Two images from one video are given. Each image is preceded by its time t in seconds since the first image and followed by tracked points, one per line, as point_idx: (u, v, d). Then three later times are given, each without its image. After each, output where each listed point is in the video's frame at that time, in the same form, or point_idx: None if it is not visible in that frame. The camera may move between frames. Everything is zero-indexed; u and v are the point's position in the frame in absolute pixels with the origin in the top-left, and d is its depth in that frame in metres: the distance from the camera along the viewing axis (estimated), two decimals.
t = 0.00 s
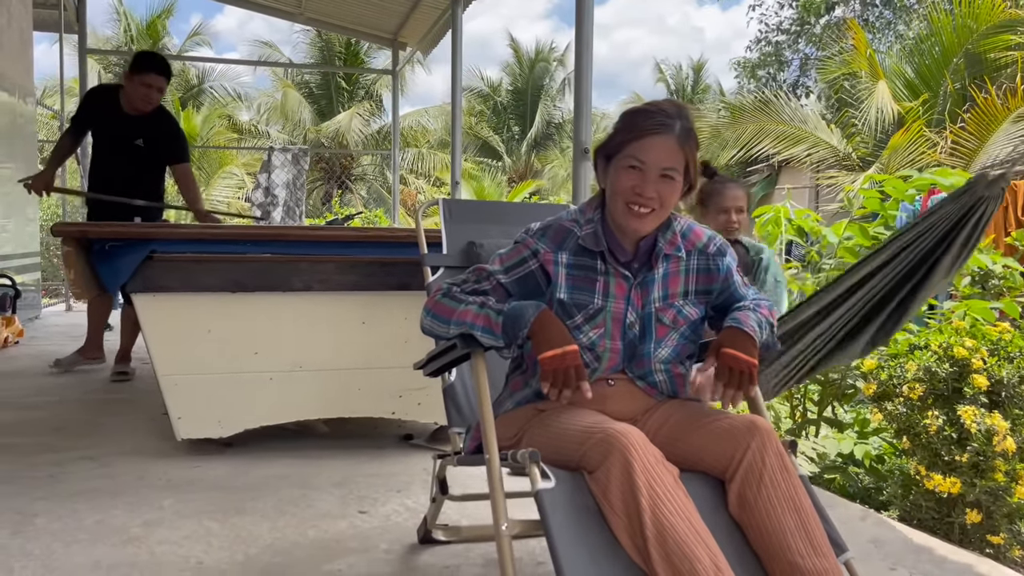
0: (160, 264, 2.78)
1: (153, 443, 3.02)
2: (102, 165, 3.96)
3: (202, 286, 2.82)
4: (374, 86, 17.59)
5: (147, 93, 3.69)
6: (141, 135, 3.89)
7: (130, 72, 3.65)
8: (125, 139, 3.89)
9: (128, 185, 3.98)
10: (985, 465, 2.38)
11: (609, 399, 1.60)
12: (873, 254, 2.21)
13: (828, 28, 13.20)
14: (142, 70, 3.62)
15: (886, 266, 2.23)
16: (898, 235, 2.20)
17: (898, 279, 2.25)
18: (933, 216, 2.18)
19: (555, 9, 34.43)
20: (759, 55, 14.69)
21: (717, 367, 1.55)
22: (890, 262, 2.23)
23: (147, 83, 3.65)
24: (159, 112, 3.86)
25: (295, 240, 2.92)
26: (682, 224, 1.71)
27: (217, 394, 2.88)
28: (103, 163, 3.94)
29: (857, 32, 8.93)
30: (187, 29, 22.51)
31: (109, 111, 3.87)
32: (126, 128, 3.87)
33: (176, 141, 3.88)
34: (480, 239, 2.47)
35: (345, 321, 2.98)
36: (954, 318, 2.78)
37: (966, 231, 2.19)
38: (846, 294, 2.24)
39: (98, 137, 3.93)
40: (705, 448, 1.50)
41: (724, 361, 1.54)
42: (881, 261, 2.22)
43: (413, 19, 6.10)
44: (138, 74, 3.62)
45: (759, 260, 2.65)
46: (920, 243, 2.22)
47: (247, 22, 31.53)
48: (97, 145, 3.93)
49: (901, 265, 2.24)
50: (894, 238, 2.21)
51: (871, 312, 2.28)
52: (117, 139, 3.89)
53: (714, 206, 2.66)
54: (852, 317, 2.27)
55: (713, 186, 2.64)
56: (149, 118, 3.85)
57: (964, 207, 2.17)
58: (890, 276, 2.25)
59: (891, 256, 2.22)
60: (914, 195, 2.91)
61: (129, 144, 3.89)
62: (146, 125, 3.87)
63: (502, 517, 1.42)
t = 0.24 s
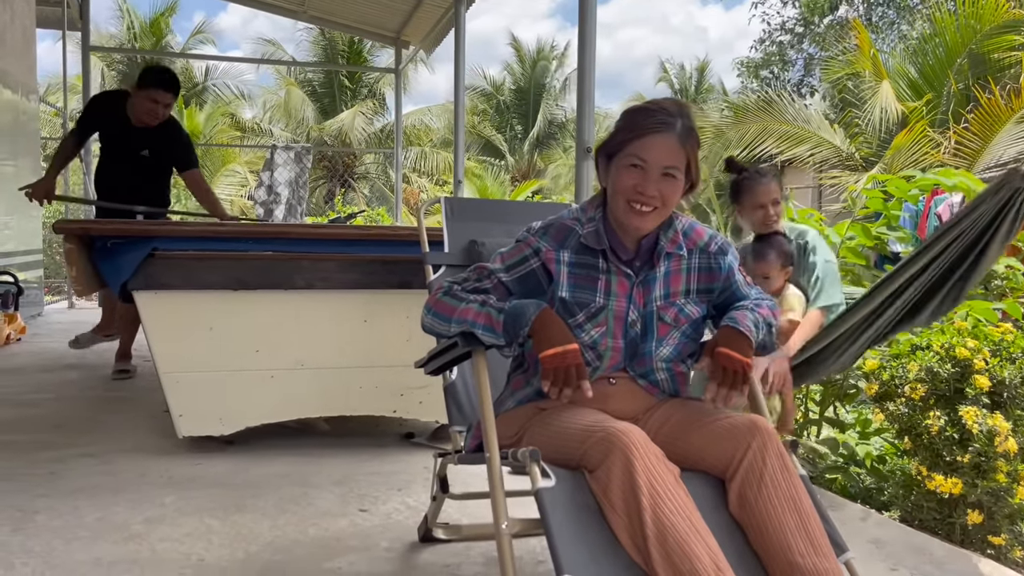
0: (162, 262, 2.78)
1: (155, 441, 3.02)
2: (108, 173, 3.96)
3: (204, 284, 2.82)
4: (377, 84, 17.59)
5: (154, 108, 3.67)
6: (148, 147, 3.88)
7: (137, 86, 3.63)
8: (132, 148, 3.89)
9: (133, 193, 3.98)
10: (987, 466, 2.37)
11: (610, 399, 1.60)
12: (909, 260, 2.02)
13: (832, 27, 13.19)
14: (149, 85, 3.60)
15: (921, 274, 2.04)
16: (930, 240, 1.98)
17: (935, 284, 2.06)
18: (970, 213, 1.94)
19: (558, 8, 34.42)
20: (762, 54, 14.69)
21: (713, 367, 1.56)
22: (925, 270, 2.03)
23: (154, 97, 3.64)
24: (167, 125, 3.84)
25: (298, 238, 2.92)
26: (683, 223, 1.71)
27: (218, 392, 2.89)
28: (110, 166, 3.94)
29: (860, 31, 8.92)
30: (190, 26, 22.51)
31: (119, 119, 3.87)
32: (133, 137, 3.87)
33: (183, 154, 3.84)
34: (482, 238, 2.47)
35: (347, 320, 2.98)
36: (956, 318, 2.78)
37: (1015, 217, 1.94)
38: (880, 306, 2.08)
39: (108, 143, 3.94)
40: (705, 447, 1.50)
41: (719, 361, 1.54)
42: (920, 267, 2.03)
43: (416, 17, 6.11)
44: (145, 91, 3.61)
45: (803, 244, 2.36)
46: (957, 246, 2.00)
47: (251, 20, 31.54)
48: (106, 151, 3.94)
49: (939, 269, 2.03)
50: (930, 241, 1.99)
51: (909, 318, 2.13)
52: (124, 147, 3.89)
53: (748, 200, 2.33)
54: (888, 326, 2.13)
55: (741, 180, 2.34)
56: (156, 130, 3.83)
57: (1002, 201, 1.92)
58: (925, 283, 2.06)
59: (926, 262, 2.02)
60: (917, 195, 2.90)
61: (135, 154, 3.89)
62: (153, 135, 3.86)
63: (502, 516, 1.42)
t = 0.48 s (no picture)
0: (163, 260, 2.78)
1: (155, 438, 3.02)
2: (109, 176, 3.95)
3: (205, 282, 2.82)
4: (379, 82, 17.59)
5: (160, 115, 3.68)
6: (151, 151, 3.89)
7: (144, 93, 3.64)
8: (134, 153, 3.90)
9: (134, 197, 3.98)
10: (987, 467, 2.37)
11: (610, 398, 1.60)
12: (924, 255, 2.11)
13: (834, 27, 13.20)
14: (156, 93, 3.60)
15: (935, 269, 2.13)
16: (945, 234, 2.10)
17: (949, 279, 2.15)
18: (981, 208, 2.07)
19: (560, 7, 34.42)
20: (764, 54, 14.69)
21: (713, 363, 1.55)
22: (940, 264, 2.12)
23: (160, 104, 3.64)
24: (171, 132, 3.84)
25: (298, 236, 2.92)
26: (683, 223, 1.71)
27: (218, 390, 2.89)
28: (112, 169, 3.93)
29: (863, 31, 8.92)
30: (192, 24, 22.52)
31: (123, 123, 3.87)
32: (137, 142, 3.87)
33: (187, 158, 3.84)
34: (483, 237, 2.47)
35: (347, 318, 2.98)
36: (957, 319, 2.78)
37: None
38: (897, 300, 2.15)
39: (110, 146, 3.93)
40: (705, 446, 1.50)
41: (720, 357, 1.54)
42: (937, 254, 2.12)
43: (417, 16, 6.11)
44: (153, 97, 3.61)
45: (817, 238, 2.35)
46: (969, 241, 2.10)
47: (253, 18, 31.55)
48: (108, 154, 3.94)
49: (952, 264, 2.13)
50: (944, 236, 2.10)
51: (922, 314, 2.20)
52: (127, 151, 3.89)
53: (761, 194, 2.33)
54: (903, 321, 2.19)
55: (754, 174, 2.33)
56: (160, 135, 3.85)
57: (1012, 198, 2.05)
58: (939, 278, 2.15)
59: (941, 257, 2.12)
60: (919, 195, 2.90)
61: (138, 158, 3.90)
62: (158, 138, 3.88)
63: (501, 515, 1.42)
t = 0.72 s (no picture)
0: (164, 257, 2.78)
1: (155, 435, 3.02)
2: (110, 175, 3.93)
3: (205, 279, 2.81)
4: (380, 80, 17.58)
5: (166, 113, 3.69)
6: (155, 149, 3.91)
7: (150, 91, 3.64)
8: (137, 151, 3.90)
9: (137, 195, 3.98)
10: (988, 466, 2.37)
11: (609, 395, 1.59)
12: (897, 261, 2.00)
13: (836, 26, 13.19)
14: (163, 92, 3.61)
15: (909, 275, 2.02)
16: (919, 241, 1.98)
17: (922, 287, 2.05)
18: (959, 216, 1.94)
19: (561, 6, 34.39)
20: (766, 52, 14.68)
21: (713, 360, 1.55)
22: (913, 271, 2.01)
23: (166, 103, 3.65)
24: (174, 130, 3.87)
25: (299, 233, 2.92)
26: (682, 220, 1.71)
27: (218, 387, 2.89)
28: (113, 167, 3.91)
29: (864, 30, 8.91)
30: (193, 22, 22.50)
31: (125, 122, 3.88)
32: (141, 140, 3.88)
33: (191, 157, 3.85)
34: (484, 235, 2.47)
35: (348, 315, 2.98)
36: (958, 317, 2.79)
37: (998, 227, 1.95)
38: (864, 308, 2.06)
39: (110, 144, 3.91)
40: (705, 444, 1.50)
41: (720, 354, 1.54)
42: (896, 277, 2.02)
43: (418, 14, 6.11)
44: (159, 95, 3.62)
45: (793, 255, 2.56)
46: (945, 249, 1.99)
47: (254, 15, 31.54)
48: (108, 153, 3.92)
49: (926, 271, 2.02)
50: (919, 241, 1.98)
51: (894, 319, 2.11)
52: (131, 149, 3.90)
53: (744, 201, 2.50)
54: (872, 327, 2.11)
55: (741, 179, 2.49)
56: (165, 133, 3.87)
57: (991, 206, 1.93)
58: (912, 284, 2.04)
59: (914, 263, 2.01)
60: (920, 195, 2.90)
61: (142, 156, 3.91)
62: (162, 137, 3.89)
63: (501, 512, 1.42)
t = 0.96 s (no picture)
0: (163, 254, 2.77)
1: (155, 433, 3.02)
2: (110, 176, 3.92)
3: (206, 277, 2.81)
4: (380, 79, 17.58)
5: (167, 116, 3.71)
6: (155, 149, 3.91)
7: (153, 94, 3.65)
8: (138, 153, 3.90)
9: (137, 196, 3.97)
10: (987, 465, 2.36)
11: (610, 393, 1.59)
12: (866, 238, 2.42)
13: (836, 25, 13.21)
14: (165, 95, 3.62)
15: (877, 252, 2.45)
16: (891, 224, 2.41)
17: (886, 268, 2.48)
18: (921, 210, 2.40)
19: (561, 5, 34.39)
20: (766, 51, 14.68)
21: (714, 359, 1.55)
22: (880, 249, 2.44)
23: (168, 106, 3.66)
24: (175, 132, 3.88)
25: (299, 232, 2.93)
26: (682, 218, 1.71)
27: (218, 385, 2.89)
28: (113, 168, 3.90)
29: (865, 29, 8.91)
30: (193, 20, 22.48)
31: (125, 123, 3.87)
32: (141, 141, 3.88)
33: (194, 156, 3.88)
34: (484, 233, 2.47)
35: (348, 314, 2.98)
36: (957, 317, 2.80)
37: (952, 222, 2.41)
38: (837, 277, 2.45)
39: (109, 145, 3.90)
40: (705, 442, 1.50)
41: (721, 353, 1.54)
42: (865, 250, 2.43)
43: (418, 12, 6.12)
44: (162, 99, 3.63)
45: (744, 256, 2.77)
46: (909, 235, 2.44)
47: (254, 13, 31.52)
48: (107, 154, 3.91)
49: (889, 253, 2.46)
50: (887, 226, 2.42)
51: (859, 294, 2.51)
52: (131, 150, 3.89)
53: (704, 197, 2.69)
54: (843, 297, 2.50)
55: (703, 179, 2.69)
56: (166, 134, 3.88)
57: (949, 203, 2.39)
58: (879, 263, 2.46)
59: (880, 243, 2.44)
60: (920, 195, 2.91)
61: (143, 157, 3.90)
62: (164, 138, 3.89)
63: (501, 511, 1.42)
